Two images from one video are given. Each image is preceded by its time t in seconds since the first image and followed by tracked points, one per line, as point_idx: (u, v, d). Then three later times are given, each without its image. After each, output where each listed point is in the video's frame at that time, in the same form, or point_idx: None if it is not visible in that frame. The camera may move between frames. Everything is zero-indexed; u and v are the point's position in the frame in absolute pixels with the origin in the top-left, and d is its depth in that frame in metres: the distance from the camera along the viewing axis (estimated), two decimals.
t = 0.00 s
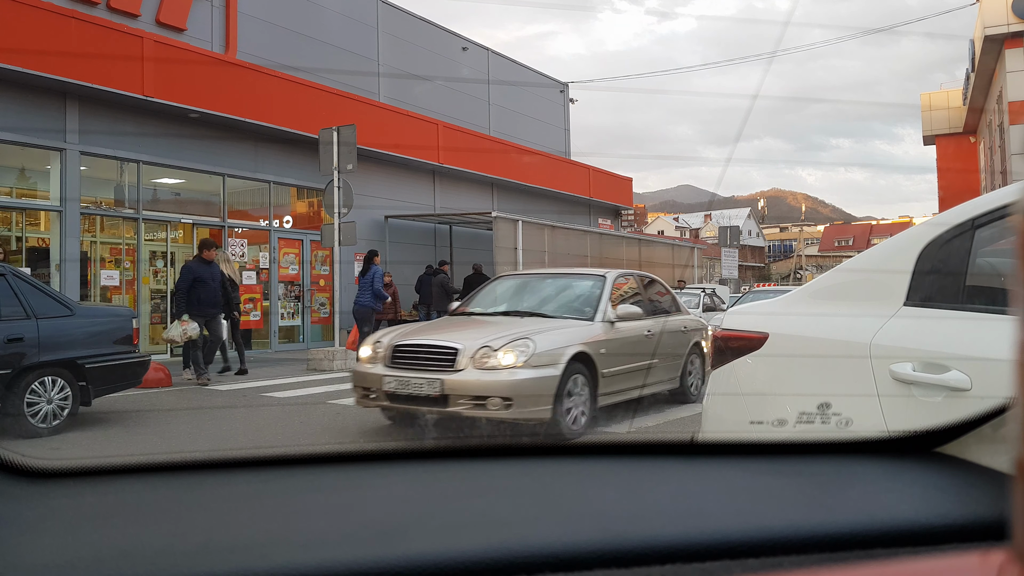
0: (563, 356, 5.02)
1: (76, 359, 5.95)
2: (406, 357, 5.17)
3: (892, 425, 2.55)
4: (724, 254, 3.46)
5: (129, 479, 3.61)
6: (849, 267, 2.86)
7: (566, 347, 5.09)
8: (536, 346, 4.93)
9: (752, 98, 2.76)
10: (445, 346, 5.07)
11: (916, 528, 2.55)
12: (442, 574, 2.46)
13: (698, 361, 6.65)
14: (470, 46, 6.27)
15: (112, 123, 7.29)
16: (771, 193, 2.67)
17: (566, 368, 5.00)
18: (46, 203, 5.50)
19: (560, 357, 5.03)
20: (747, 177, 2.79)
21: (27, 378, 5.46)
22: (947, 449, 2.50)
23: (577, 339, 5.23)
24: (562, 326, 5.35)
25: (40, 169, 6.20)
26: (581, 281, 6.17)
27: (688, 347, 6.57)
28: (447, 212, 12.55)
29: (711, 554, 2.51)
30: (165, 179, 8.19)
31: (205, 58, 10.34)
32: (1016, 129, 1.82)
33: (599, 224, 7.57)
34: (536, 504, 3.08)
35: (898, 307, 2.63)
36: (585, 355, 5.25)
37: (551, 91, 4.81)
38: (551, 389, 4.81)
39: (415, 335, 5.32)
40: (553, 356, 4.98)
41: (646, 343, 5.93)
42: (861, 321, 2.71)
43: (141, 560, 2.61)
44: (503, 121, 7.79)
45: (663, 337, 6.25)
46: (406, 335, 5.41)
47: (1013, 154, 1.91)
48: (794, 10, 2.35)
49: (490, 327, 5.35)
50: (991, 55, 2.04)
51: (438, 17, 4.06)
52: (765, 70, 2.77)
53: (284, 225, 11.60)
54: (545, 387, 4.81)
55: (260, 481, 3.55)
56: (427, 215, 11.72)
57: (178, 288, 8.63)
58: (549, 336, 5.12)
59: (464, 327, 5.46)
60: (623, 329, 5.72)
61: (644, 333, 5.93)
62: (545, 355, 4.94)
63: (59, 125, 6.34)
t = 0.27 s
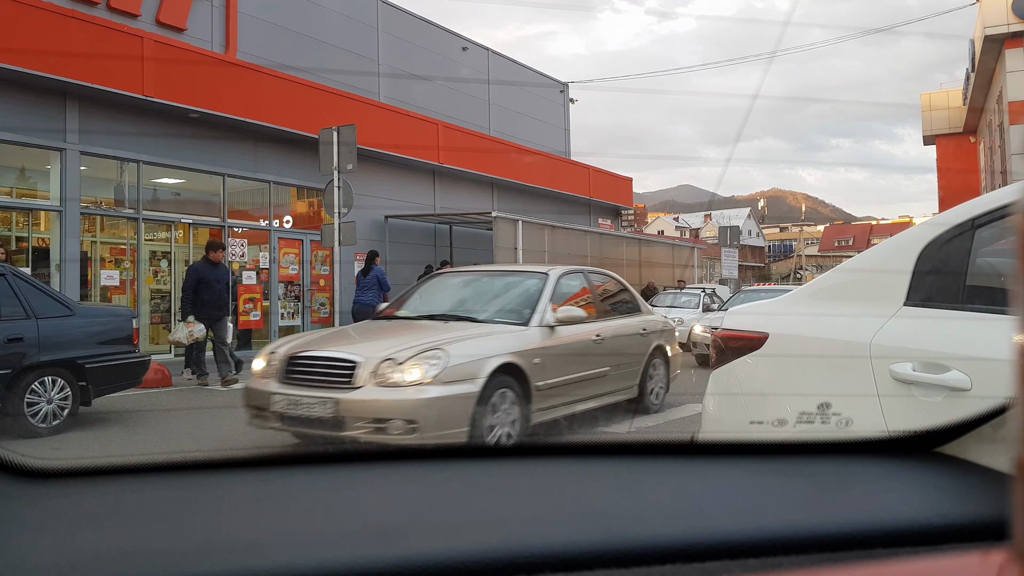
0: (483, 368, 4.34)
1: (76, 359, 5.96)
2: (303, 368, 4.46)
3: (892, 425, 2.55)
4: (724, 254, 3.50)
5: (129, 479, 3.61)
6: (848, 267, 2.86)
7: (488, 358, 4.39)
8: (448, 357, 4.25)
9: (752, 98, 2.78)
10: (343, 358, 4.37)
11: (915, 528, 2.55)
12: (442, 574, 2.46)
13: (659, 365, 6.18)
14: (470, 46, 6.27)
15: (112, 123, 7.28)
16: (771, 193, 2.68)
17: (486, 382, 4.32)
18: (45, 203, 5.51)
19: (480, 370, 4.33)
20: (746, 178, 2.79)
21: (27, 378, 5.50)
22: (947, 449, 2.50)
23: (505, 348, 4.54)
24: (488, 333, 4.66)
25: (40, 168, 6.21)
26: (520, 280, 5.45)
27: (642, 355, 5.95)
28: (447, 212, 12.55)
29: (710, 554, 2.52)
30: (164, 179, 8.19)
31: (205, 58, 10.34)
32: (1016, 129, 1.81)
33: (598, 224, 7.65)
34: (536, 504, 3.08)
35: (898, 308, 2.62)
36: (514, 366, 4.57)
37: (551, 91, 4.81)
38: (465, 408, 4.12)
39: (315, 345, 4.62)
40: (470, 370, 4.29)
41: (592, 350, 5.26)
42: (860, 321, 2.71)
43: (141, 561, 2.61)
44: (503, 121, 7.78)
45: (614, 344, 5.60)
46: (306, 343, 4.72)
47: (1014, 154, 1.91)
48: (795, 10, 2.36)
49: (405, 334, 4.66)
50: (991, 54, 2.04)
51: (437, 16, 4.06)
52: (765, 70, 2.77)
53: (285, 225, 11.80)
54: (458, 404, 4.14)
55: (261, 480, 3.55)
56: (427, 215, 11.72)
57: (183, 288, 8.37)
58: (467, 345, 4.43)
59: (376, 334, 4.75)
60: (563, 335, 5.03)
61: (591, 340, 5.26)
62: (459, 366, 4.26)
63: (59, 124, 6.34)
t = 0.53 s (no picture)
0: (371, 386, 3.92)
1: (75, 360, 6.18)
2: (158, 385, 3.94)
3: (892, 425, 2.55)
4: (725, 255, 3.48)
5: (130, 479, 3.61)
6: (848, 267, 2.86)
7: (379, 375, 3.98)
8: (323, 376, 3.82)
9: (752, 98, 2.77)
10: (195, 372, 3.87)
11: (915, 528, 2.55)
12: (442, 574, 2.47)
13: (611, 368, 6.16)
14: (470, 46, 6.27)
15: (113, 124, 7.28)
16: (771, 193, 2.68)
17: (375, 403, 3.90)
18: (45, 203, 5.52)
19: (367, 388, 3.92)
20: (747, 177, 2.79)
21: (27, 378, 5.68)
22: (947, 449, 2.50)
23: (403, 362, 4.12)
24: (381, 343, 4.22)
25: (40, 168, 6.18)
26: (437, 282, 5.08)
27: (585, 362, 5.70)
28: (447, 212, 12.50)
29: (711, 554, 2.52)
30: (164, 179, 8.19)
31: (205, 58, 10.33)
32: (1016, 129, 1.82)
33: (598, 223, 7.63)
34: (536, 504, 3.09)
35: (898, 307, 2.62)
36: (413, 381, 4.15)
37: (551, 91, 4.81)
38: (341, 431, 3.74)
39: (172, 357, 4.11)
40: (355, 389, 3.88)
41: (526, 360, 4.96)
42: (860, 321, 2.71)
43: (142, 560, 2.61)
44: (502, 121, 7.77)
45: (551, 351, 5.30)
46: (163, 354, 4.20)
47: (1013, 154, 1.91)
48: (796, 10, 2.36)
49: (284, 343, 4.18)
50: (992, 55, 2.05)
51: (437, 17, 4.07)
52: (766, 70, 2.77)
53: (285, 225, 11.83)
54: (332, 429, 3.74)
55: (261, 481, 3.55)
56: (427, 215, 11.71)
57: (183, 288, 8.73)
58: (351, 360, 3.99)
59: (247, 345, 4.23)
60: (484, 344, 4.68)
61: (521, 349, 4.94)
62: (334, 387, 3.82)
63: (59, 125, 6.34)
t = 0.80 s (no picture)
0: (201, 405, 3.48)
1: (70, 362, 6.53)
2: None
3: (892, 425, 2.55)
4: (725, 253, 3.39)
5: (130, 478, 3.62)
6: (849, 267, 2.86)
7: (216, 392, 3.55)
8: (125, 392, 3.37)
9: (752, 99, 2.77)
10: None
11: (916, 528, 2.55)
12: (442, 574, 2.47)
13: (550, 379, 5.66)
14: (470, 46, 6.26)
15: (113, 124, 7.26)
16: (770, 193, 2.68)
17: (202, 424, 3.47)
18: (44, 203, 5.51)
19: (197, 407, 3.48)
20: (746, 177, 2.80)
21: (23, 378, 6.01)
22: (947, 449, 2.50)
23: (250, 379, 3.69)
24: (224, 355, 3.75)
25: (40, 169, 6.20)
26: (323, 281, 4.63)
27: (513, 370, 5.18)
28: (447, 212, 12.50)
29: (710, 554, 2.52)
30: (163, 179, 8.20)
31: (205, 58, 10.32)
32: (1016, 129, 1.82)
33: (598, 223, 7.62)
34: (536, 504, 3.09)
35: (898, 307, 2.62)
36: (262, 398, 3.70)
37: (551, 91, 4.80)
38: (148, 456, 3.33)
39: None
40: (178, 408, 3.44)
41: (429, 370, 4.44)
42: (860, 321, 2.71)
43: (142, 560, 2.61)
44: (502, 121, 7.76)
45: (467, 362, 4.76)
46: None
47: (1013, 154, 1.91)
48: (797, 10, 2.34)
49: (122, 353, 3.76)
50: (991, 55, 2.05)
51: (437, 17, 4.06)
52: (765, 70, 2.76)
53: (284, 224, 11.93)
54: (139, 454, 3.31)
55: (261, 481, 3.55)
56: (427, 215, 11.72)
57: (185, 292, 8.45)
58: (174, 376, 3.53)
59: (74, 356, 3.80)
60: (373, 353, 4.23)
61: (423, 357, 4.42)
62: (143, 407, 3.36)
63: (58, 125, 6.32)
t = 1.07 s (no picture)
0: None
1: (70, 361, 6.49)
2: None
3: (892, 425, 2.55)
4: (725, 255, 3.46)
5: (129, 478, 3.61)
6: (849, 267, 2.86)
7: None
8: None
9: (752, 99, 2.77)
10: None
11: (916, 528, 2.55)
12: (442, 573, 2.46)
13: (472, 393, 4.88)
14: (471, 46, 6.27)
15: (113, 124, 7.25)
16: (770, 193, 2.69)
17: None
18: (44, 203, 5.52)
19: None
20: (747, 177, 2.80)
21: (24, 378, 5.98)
22: (947, 449, 2.50)
23: (25, 405, 3.04)
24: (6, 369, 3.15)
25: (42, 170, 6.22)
26: (167, 276, 3.87)
27: (412, 385, 4.39)
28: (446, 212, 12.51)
29: (710, 554, 2.52)
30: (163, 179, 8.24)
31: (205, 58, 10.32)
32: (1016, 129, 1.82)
33: (598, 224, 7.63)
34: (535, 504, 3.09)
35: (898, 307, 2.63)
36: (30, 428, 3.03)
37: (551, 91, 4.80)
38: None
39: None
40: None
41: (287, 390, 3.72)
42: (860, 321, 2.71)
43: (142, 560, 2.61)
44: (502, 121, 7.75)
45: (348, 378, 4.02)
46: None
47: (1013, 154, 1.91)
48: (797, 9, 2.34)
49: None
50: (991, 55, 2.05)
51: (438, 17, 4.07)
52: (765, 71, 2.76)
53: (285, 225, 11.91)
54: None
55: (260, 481, 3.55)
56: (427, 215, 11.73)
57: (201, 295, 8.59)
58: None
59: None
60: (202, 369, 3.48)
61: (282, 373, 3.71)
62: None
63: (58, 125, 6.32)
